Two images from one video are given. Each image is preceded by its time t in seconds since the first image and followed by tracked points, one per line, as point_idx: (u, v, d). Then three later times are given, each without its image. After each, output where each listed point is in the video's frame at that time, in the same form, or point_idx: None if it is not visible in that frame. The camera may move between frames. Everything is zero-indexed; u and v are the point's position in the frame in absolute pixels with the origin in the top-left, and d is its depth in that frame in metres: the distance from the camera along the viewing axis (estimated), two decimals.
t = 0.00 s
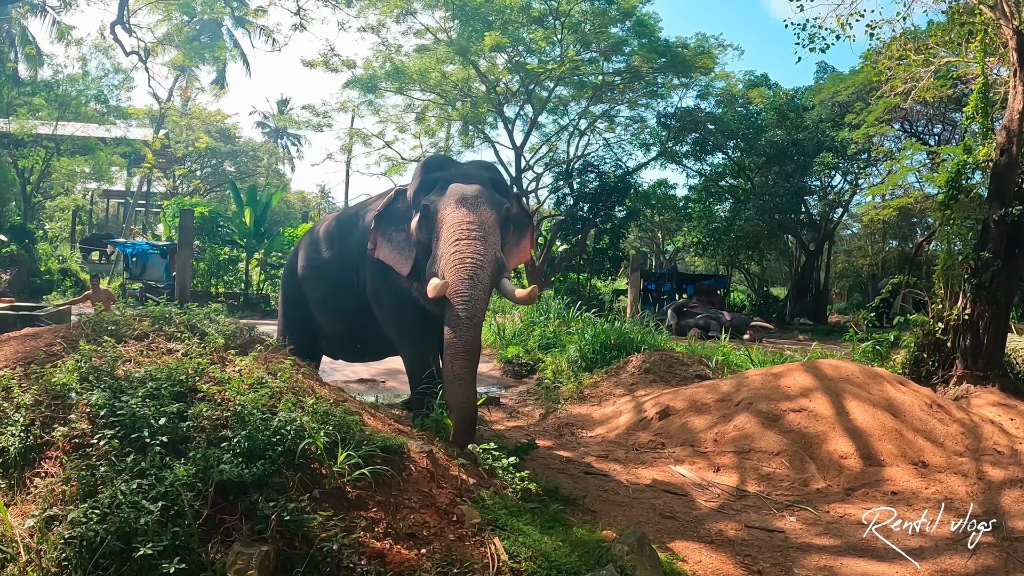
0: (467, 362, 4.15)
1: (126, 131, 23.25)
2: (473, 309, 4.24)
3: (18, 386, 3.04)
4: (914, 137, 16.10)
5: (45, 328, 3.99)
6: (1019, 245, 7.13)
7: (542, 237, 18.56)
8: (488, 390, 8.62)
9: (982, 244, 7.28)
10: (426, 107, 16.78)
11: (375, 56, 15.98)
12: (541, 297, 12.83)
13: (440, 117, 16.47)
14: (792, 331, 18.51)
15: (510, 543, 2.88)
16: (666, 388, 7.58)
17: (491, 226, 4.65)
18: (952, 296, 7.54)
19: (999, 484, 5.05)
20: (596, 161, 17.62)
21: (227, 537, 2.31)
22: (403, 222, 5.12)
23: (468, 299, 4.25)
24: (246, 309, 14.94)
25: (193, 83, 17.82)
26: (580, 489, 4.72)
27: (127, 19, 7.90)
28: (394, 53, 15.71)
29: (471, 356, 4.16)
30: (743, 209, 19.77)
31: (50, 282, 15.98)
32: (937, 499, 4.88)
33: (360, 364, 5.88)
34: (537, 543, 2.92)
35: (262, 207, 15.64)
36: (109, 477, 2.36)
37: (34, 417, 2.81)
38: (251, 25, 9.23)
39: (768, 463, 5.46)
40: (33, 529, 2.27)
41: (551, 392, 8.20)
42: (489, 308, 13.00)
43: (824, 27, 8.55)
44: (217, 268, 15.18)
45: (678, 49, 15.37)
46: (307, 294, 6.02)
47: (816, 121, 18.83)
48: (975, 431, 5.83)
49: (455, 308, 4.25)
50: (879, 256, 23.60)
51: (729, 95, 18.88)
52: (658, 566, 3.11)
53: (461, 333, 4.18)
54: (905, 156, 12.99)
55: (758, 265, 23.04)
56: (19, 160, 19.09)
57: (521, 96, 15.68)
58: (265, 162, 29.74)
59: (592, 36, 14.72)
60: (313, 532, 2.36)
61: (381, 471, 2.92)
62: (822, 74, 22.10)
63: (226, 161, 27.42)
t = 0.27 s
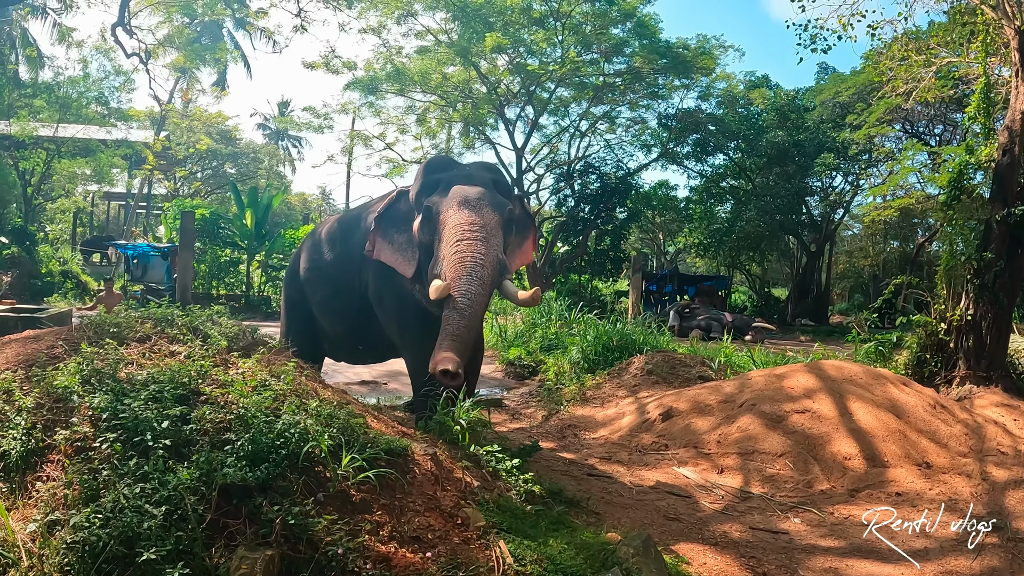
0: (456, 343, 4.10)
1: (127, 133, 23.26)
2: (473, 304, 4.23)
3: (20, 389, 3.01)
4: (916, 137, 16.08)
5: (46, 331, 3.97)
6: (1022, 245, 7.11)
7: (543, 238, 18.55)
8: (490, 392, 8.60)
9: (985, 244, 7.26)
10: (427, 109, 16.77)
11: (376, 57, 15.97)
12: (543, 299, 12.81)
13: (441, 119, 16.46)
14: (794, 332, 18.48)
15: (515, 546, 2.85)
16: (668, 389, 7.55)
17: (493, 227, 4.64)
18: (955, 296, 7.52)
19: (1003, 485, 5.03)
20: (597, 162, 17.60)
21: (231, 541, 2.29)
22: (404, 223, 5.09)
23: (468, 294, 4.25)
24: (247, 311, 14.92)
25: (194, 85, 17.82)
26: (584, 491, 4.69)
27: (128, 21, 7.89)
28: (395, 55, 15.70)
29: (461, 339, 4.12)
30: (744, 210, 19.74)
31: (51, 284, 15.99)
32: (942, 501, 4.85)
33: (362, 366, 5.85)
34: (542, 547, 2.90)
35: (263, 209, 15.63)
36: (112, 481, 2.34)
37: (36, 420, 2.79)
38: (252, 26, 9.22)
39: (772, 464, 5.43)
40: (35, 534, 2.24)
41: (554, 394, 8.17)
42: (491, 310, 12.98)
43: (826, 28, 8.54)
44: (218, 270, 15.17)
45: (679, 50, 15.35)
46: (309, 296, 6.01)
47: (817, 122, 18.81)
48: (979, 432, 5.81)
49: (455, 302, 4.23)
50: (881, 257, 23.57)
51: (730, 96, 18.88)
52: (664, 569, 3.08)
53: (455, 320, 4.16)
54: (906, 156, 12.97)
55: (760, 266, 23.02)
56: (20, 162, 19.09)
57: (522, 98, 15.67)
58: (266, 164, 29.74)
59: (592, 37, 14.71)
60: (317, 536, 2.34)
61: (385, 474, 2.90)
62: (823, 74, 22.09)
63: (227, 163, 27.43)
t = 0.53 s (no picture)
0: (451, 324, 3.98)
1: (126, 135, 23.24)
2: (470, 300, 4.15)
3: (19, 393, 3.00)
4: (916, 138, 16.07)
5: (46, 333, 3.95)
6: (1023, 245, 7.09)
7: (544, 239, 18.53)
8: (491, 393, 8.58)
9: (986, 245, 7.24)
10: (426, 110, 16.76)
11: (376, 59, 15.95)
12: (543, 300, 12.79)
13: (441, 120, 16.45)
14: (794, 333, 18.47)
15: (518, 549, 2.83)
16: (670, 391, 7.53)
17: (493, 229, 4.60)
18: (957, 296, 7.50)
19: (1006, 486, 5.01)
20: (597, 163, 17.58)
21: (233, 546, 2.27)
22: (405, 224, 5.08)
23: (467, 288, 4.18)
24: (247, 312, 14.89)
25: (194, 86, 17.81)
26: (586, 493, 4.67)
27: (127, 22, 7.88)
28: (394, 56, 15.68)
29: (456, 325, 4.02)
30: (744, 211, 19.72)
31: (51, 287, 15.96)
32: (945, 502, 4.83)
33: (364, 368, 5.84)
34: (545, 550, 2.87)
35: (262, 211, 15.60)
36: (113, 485, 2.32)
37: (36, 424, 2.77)
38: (251, 28, 9.21)
39: (775, 465, 5.41)
40: (36, 539, 2.23)
41: (555, 395, 8.15)
42: (491, 311, 12.96)
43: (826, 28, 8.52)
44: (218, 272, 15.14)
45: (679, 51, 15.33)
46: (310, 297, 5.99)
47: (817, 122, 18.80)
48: (981, 432, 5.79)
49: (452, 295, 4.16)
50: (881, 257, 23.56)
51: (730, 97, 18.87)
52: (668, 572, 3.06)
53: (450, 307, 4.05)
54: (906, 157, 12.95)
55: (760, 267, 23.00)
56: (19, 164, 19.06)
57: (522, 99, 15.65)
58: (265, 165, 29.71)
59: (592, 38, 14.70)
60: (320, 540, 2.33)
61: (388, 478, 2.88)
62: (822, 75, 22.08)
63: (227, 165, 27.41)
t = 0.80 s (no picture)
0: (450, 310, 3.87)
1: (127, 136, 23.22)
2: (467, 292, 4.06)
3: (20, 396, 2.98)
4: (916, 139, 16.06)
5: (46, 336, 3.93)
6: None
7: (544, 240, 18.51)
8: (492, 395, 8.56)
9: (988, 245, 7.22)
10: (427, 111, 16.75)
11: (376, 60, 15.94)
12: (544, 301, 12.77)
13: (441, 121, 16.43)
14: (795, 334, 18.44)
15: (522, 552, 2.81)
16: (671, 392, 7.51)
17: (492, 229, 4.58)
18: (958, 297, 7.48)
19: (1008, 488, 5.00)
20: (598, 164, 17.57)
21: (236, 551, 2.26)
22: (405, 225, 5.06)
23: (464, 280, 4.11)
24: (248, 313, 14.87)
25: (194, 87, 17.80)
26: (588, 495, 4.66)
27: (127, 23, 7.86)
28: (395, 57, 15.66)
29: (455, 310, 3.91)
30: (745, 211, 19.71)
31: (51, 288, 15.94)
32: (947, 503, 4.82)
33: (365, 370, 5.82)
34: (549, 553, 2.86)
35: (263, 212, 15.58)
36: (114, 490, 2.31)
37: (37, 428, 2.76)
38: (252, 29, 9.20)
39: (777, 467, 5.39)
40: (37, 544, 2.21)
41: (556, 397, 8.13)
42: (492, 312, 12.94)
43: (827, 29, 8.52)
44: (218, 273, 15.11)
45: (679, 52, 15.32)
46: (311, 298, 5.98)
47: (818, 123, 18.78)
48: (983, 434, 5.78)
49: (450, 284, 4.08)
50: (881, 258, 23.54)
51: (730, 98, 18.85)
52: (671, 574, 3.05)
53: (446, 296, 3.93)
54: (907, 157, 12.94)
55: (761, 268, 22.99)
56: (19, 165, 19.03)
57: (523, 100, 15.64)
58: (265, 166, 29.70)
59: (593, 39, 14.69)
60: (323, 545, 2.31)
61: (391, 481, 2.86)
62: (823, 76, 22.07)
63: (227, 166, 27.39)
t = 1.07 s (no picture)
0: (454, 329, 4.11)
1: (127, 137, 23.23)
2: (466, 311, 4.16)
3: (19, 399, 2.96)
4: (917, 140, 16.06)
5: (46, 338, 3.91)
6: None
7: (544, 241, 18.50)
8: (492, 396, 8.54)
9: (989, 248, 7.18)
10: (427, 112, 16.73)
11: (377, 61, 15.92)
12: (545, 303, 12.76)
13: (442, 122, 16.42)
14: (795, 335, 18.43)
15: (525, 556, 2.79)
16: (673, 394, 7.50)
17: (490, 231, 4.56)
18: (959, 299, 7.46)
19: (1010, 489, 4.98)
20: (598, 165, 17.56)
21: (237, 556, 2.24)
22: (404, 227, 5.03)
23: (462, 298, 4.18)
24: (248, 315, 14.86)
25: (194, 88, 17.77)
26: (590, 498, 4.63)
27: (127, 24, 7.84)
28: (395, 58, 15.64)
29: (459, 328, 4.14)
30: (745, 213, 19.71)
31: (50, 289, 15.92)
32: (950, 505, 4.80)
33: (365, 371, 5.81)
34: (552, 557, 2.84)
35: (263, 213, 15.56)
36: (115, 494, 2.29)
37: (36, 431, 2.73)
38: (252, 30, 9.18)
39: (779, 469, 5.37)
40: (37, 550, 2.19)
41: (557, 398, 8.11)
42: (492, 314, 12.93)
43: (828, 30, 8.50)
44: (218, 274, 15.10)
45: (680, 53, 15.31)
46: (311, 299, 5.96)
47: (818, 125, 18.78)
48: (985, 436, 5.76)
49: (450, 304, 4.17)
50: (881, 259, 23.54)
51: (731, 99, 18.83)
52: None
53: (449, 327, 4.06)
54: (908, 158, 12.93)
55: (761, 269, 22.98)
56: (20, 165, 19.03)
57: (523, 101, 15.63)
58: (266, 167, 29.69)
59: (593, 40, 14.69)
60: (325, 549, 2.29)
61: (393, 484, 2.84)
62: (823, 77, 22.07)
63: (227, 167, 27.37)
